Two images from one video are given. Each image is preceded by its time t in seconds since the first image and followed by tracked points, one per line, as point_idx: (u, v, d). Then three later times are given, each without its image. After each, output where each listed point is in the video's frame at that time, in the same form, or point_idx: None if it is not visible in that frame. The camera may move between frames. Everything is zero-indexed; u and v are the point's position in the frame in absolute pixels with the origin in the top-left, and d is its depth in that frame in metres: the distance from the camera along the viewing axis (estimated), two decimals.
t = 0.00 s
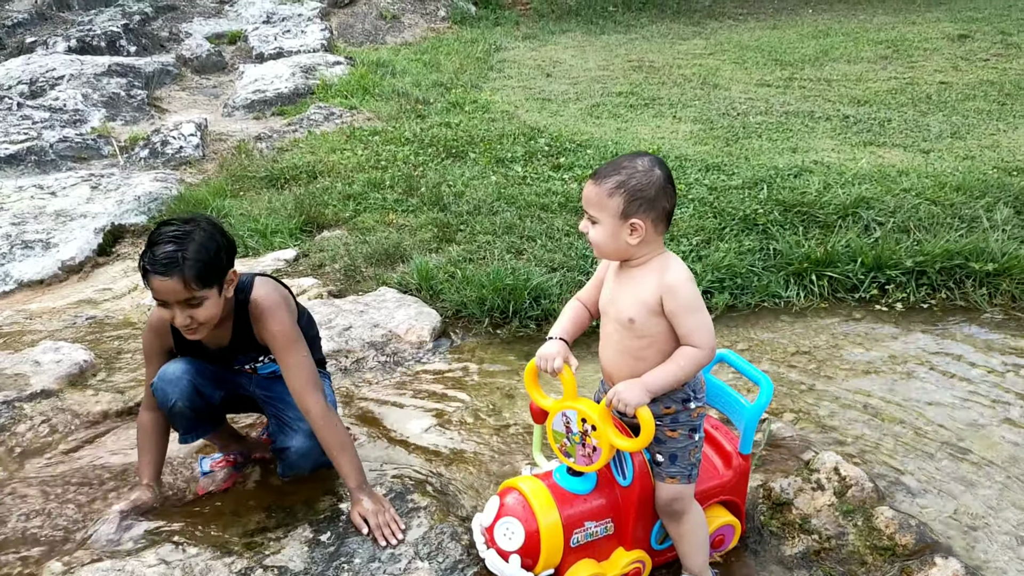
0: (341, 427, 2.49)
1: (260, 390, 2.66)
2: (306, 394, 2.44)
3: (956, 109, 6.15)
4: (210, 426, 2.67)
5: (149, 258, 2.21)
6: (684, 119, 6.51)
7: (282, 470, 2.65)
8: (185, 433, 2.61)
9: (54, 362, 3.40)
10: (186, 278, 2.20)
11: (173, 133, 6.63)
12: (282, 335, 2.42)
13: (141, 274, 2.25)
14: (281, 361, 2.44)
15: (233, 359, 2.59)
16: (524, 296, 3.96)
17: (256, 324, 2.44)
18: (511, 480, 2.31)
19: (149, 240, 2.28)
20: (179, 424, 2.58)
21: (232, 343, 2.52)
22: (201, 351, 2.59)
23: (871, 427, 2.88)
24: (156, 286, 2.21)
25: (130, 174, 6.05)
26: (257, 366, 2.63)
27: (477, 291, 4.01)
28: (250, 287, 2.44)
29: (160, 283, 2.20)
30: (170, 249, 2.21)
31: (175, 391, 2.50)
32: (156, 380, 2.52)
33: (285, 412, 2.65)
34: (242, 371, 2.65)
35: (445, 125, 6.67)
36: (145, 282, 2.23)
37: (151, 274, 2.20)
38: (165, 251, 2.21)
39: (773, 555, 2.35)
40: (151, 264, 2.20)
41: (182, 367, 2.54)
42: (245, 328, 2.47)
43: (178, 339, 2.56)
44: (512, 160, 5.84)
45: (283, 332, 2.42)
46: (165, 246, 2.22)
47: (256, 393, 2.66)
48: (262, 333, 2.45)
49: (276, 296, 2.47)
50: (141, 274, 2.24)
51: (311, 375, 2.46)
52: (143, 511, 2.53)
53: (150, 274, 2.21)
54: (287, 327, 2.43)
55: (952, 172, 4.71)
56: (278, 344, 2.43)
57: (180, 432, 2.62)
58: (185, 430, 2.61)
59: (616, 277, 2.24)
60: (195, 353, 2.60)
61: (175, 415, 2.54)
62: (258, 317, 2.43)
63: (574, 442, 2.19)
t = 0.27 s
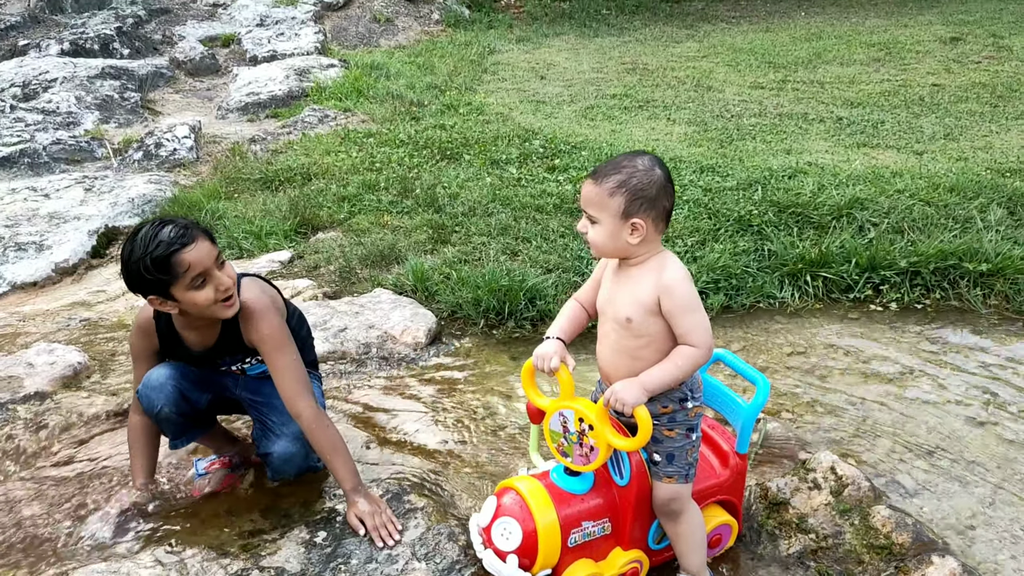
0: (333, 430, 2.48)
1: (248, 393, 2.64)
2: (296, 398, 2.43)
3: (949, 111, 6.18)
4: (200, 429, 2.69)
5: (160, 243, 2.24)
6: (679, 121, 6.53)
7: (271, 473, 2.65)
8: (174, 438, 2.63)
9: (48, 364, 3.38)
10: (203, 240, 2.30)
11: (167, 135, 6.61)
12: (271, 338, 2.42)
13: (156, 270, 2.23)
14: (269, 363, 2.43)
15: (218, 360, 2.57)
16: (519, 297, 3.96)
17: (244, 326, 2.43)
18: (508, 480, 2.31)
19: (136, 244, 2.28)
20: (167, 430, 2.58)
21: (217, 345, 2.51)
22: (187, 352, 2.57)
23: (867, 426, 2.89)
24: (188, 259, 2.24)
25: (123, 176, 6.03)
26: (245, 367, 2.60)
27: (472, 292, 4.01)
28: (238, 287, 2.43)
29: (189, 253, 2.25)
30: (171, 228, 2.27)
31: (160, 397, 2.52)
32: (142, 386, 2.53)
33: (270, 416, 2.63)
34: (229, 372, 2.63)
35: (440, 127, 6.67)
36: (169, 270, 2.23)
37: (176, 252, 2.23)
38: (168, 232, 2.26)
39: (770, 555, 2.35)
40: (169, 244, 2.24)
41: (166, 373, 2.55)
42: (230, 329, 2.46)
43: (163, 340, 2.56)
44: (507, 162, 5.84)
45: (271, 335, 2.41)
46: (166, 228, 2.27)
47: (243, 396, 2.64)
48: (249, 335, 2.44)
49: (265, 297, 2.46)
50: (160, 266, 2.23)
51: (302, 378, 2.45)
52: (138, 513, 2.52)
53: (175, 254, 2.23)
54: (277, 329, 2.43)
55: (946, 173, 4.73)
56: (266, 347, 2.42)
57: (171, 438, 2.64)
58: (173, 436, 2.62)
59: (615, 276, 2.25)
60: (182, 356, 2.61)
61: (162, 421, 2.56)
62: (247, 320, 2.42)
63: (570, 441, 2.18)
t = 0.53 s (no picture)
0: (334, 433, 2.48)
1: (250, 399, 2.64)
2: (297, 401, 2.43)
3: (944, 114, 6.21)
4: (204, 439, 2.68)
5: (160, 248, 2.24)
6: (675, 124, 6.54)
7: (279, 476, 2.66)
8: (180, 449, 2.61)
9: (47, 368, 3.38)
10: (202, 241, 2.31)
11: (164, 140, 6.61)
12: (273, 341, 2.43)
13: (158, 276, 2.23)
14: (270, 367, 2.44)
15: (216, 367, 2.56)
16: (518, 300, 3.96)
17: (246, 329, 2.44)
18: (509, 482, 2.32)
19: (133, 252, 2.27)
20: (173, 442, 2.57)
21: (218, 350, 2.50)
22: (185, 360, 2.55)
23: (866, 428, 2.90)
24: (190, 262, 2.25)
25: (121, 181, 6.03)
26: (244, 373, 2.60)
27: (471, 295, 4.01)
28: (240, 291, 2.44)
29: (191, 255, 2.25)
30: (169, 232, 2.28)
31: (167, 411, 2.49)
32: (146, 401, 2.49)
33: (276, 420, 2.64)
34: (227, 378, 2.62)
35: (437, 131, 6.67)
36: (171, 275, 2.23)
37: (178, 255, 2.24)
38: (167, 236, 2.27)
39: (769, 556, 2.36)
40: (169, 248, 2.24)
41: (170, 387, 2.51)
42: (234, 332, 2.47)
43: (163, 349, 2.53)
44: (504, 165, 5.85)
45: (275, 338, 2.42)
46: (164, 233, 2.27)
47: (245, 402, 2.64)
48: (252, 339, 2.44)
49: (266, 301, 2.48)
50: (162, 272, 2.23)
51: (303, 381, 2.45)
52: (140, 517, 2.52)
53: (176, 257, 2.23)
54: (279, 332, 2.44)
55: (942, 175, 4.75)
56: (268, 350, 2.43)
57: (176, 449, 2.62)
58: (180, 447, 2.60)
59: (615, 280, 2.26)
60: (181, 365, 2.57)
61: (168, 434, 2.54)
62: (249, 323, 2.42)
63: (571, 444, 2.19)
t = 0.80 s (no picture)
0: (336, 441, 2.49)
1: (250, 408, 2.64)
2: (300, 410, 2.44)
3: (941, 119, 6.23)
4: (207, 450, 2.71)
5: (166, 258, 2.24)
6: (673, 130, 6.56)
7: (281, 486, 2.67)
8: (183, 462, 2.64)
9: (48, 376, 3.38)
10: (207, 252, 2.32)
11: (163, 146, 6.62)
12: (278, 349, 2.44)
13: (164, 287, 2.23)
14: (273, 375, 2.46)
15: (217, 377, 2.56)
16: (518, 307, 3.97)
17: (250, 338, 2.45)
18: (512, 490, 2.32)
19: (138, 262, 2.27)
20: (176, 455, 2.60)
21: (220, 359, 2.51)
22: (186, 369, 2.55)
23: (867, 434, 2.91)
24: (196, 273, 2.25)
25: (120, 188, 6.03)
26: (243, 383, 2.60)
27: (471, 301, 4.02)
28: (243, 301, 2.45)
29: (197, 266, 2.26)
30: (175, 242, 2.29)
31: (168, 425, 2.52)
32: (148, 416, 2.52)
33: (277, 429, 2.64)
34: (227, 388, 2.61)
35: (436, 137, 6.68)
36: (177, 285, 2.23)
37: (184, 266, 2.24)
38: (173, 246, 2.27)
39: (772, 563, 2.37)
40: (175, 259, 2.24)
41: (170, 401, 2.54)
42: (237, 342, 2.47)
43: (164, 360, 2.52)
44: (503, 171, 5.86)
45: (279, 346, 2.44)
46: (169, 243, 2.28)
47: (246, 411, 2.65)
48: (255, 347, 2.46)
49: (268, 310, 2.49)
50: (168, 282, 2.23)
51: (304, 389, 2.47)
52: (142, 526, 2.53)
53: (183, 268, 2.24)
54: (283, 341, 2.46)
55: (940, 181, 4.77)
56: (272, 358, 2.44)
57: (178, 461, 2.64)
58: (182, 460, 2.63)
59: (617, 287, 2.27)
60: (181, 375, 2.57)
61: (171, 447, 2.57)
62: (253, 332, 2.44)
63: (574, 452, 2.20)
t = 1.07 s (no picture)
0: (337, 445, 2.49)
1: (252, 413, 2.64)
2: (301, 412, 2.44)
3: (940, 123, 6.25)
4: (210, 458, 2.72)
5: (154, 262, 2.21)
6: (672, 134, 6.57)
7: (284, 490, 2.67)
8: (187, 470, 2.65)
9: (46, 381, 3.37)
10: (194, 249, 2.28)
11: (161, 151, 6.61)
12: (282, 352, 2.44)
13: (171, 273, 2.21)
14: (276, 377, 2.45)
15: (218, 379, 2.55)
16: (518, 311, 3.96)
17: (256, 341, 2.45)
18: (513, 494, 2.32)
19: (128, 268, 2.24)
20: (180, 464, 2.61)
21: (222, 362, 2.49)
22: (185, 374, 2.53)
23: (867, 437, 2.90)
24: (187, 274, 2.23)
25: (118, 192, 6.02)
26: (243, 387, 2.59)
27: (471, 306, 4.02)
28: (247, 305, 2.44)
29: (187, 266, 2.24)
30: (158, 242, 2.25)
31: (172, 436, 2.53)
32: (150, 427, 2.52)
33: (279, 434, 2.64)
34: (225, 392, 2.61)
35: (434, 141, 6.68)
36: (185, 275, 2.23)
37: (173, 268, 2.21)
38: (155, 249, 2.23)
39: (773, 567, 2.36)
40: (163, 261, 2.22)
41: (174, 411, 2.54)
42: (240, 346, 2.46)
43: (165, 363, 2.49)
44: (502, 175, 5.86)
45: (284, 349, 2.44)
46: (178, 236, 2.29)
47: (248, 417, 2.64)
48: (259, 349, 2.46)
49: (271, 312, 2.49)
50: (164, 286, 2.20)
51: (308, 392, 2.47)
52: (141, 531, 2.52)
53: (172, 270, 2.22)
54: (288, 343, 2.46)
55: (939, 185, 4.77)
56: (278, 361, 2.44)
57: (182, 470, 2.66)
58: (186, 468, 2.64)
59: (619, 292, 2.26)
60: (181, 377, 2.54)
61: (175, 457, 2.58)
62: (256, 335, 2.44)
63: (576, 455, 2.20)
